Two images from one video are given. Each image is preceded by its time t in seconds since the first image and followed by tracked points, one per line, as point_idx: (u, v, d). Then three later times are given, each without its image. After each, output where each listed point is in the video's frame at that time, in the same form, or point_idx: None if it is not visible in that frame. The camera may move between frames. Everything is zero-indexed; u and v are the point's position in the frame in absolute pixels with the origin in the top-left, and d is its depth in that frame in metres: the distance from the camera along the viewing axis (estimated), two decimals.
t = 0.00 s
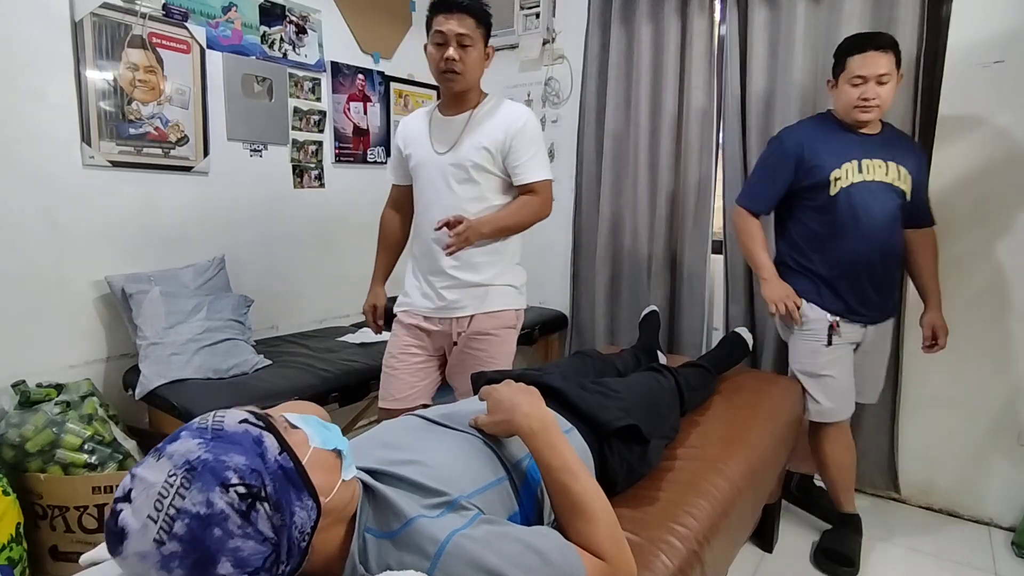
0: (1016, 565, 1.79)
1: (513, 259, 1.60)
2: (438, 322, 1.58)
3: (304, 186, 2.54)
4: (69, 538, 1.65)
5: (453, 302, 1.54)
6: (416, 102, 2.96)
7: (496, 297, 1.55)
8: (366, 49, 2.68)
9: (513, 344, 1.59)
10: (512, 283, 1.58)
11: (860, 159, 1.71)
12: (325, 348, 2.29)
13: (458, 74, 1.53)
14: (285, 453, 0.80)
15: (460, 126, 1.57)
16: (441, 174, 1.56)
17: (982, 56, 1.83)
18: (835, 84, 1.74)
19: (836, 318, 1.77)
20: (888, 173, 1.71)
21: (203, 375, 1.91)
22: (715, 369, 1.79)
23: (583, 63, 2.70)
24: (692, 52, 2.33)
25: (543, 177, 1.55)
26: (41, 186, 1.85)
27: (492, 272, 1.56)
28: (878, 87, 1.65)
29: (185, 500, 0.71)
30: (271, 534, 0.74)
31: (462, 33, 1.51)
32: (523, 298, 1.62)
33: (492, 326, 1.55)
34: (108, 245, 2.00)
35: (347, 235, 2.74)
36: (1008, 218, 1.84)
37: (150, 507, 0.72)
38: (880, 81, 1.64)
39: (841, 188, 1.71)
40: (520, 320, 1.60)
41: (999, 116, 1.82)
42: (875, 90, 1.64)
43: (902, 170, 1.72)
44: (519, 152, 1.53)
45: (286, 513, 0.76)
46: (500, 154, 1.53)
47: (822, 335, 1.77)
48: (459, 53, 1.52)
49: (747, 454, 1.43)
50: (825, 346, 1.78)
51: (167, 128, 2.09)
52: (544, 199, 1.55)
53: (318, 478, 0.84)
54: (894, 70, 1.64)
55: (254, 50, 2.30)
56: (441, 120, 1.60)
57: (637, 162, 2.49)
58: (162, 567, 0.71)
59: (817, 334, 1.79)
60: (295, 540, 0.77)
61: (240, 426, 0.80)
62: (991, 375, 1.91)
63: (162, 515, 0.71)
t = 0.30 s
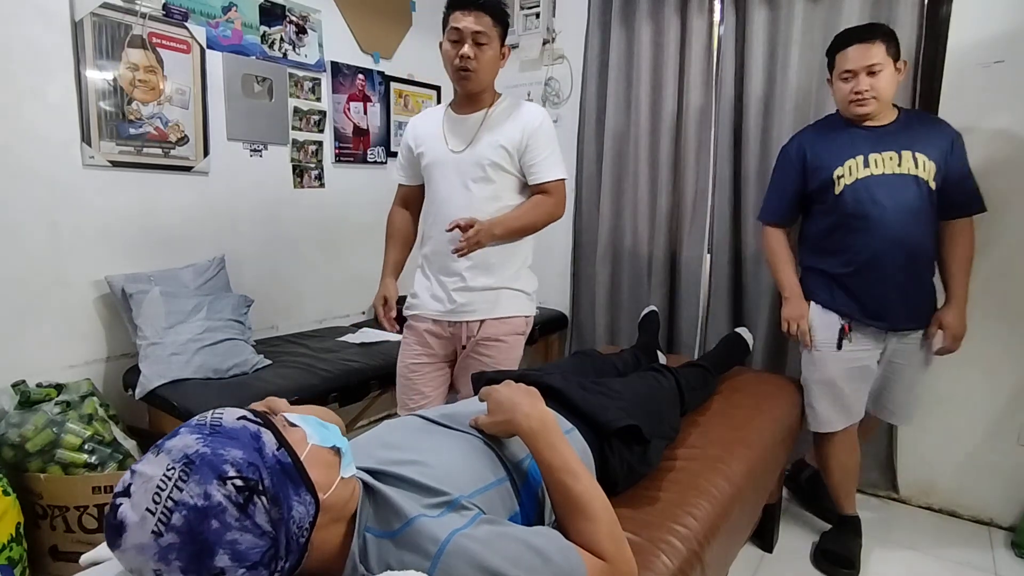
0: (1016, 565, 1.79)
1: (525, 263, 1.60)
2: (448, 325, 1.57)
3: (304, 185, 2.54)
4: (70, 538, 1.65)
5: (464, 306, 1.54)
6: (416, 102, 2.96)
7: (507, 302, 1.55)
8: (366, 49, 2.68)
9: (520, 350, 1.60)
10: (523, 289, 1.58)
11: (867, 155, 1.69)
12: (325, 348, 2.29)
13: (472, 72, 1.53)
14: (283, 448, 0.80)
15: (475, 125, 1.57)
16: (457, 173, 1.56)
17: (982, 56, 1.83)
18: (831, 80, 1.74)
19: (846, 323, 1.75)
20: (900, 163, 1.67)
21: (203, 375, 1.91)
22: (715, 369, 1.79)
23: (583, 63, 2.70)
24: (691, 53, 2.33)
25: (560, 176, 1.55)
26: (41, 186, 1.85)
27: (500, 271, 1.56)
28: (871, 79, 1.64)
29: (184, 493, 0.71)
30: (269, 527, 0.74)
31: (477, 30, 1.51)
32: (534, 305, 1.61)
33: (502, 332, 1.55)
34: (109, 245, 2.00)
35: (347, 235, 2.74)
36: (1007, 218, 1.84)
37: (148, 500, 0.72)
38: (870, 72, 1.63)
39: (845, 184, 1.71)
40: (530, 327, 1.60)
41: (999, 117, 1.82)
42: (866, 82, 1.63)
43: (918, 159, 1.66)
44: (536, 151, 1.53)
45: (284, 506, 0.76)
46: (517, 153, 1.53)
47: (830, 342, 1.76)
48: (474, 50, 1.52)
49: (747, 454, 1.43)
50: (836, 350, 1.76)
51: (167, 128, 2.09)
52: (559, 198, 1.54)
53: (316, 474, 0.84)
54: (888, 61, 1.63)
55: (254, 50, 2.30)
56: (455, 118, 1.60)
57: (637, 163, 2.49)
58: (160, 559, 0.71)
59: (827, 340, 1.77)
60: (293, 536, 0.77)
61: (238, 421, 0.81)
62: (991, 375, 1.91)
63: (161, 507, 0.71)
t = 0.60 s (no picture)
0: (1016, 565, 1.79)
1: (528, 264, 1.60)
2: (451, 327, 1.57)
3: (304, 185, 2.54)
4: (70, 538, 1.65)
5: (468, 307, 1.54)
6: (416, 101, 2.96)
7: (513, 304, 1.55)
8: (366, 48, 2.68)
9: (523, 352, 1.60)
10: (526, 290, 1.58)
11: (863, 154, 1.68)
12: (325, 348, 2.29)
13: (482, 70, 1.52)
14: (280, 449, 0.80)
15: (484, 125, 1.57)
16: (464, 172, 1.56)
17: (983, 56, 1.83)
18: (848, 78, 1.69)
19: (835, 322, 1.76)
20: (898, 161, 1.63)
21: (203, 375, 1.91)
22: (715, 370, 1.79)
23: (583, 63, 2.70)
24: (691, 53, 2.33)
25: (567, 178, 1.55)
26: (41, 186, 1.85)
27: (505, 272, 1.56)
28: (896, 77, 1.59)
29: (180, 494, 0.71)
30: (266, 529, 0.74)
31: (488, 29, 1.51)
32: (537, 306, 1.61)
33: (506, 335, 1.55)
34: (109, 245, 2.00)
35: (347, 235, 2.75)
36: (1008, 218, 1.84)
37: (145, 501, 0.72)
38: (897, 70, 1.57)
39: (841, 186, 1.71)
40: (532, 330, 1.60)
41: (999, 117, 1.82)
42: (893, 80, 1.58)
43: (920, 155, 1.61)
44: (545, 153, 1.54)
45: (281, 507, 0.76)
46: (525, 154, 1.53)
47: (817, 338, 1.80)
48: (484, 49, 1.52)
49: (747, 454, 1.43)
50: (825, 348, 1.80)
51: (167, 128, 2.09)
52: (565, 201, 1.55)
53: (314, 475, 0.83)
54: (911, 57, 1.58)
55: (254, 50, 2.30)
56: (463, 118, 1.60)
57: (637, 163, 2.49)
58: (156, 561, 0.71)
59: (816, 334, 1.82)
60: (291, 536, 0.77)
61: (235, 423, 0.81)
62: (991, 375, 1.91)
63: (157, 509, 0.71)
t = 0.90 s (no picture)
0: (1016, 564, 1.79)
1: (529, 266, 1.60)
2: (451, 327, 1.58)
3: (304, 185, 2.54)
4: (69, 538, 1.65)
5: (467, 307, 1.54)
6: (416, 101, 2.96)
7: (514, 305, 1.55)
8: (366, 49, 2.68)
9: (524, 352, 1.59)
10: (526, 292, 1.57)
11: (881, 152, 1.67)
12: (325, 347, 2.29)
13: (495, 76, 1.53)
14: (279, 457, 0.79)
15: (487, 125, 1.56)
16: (467, 173, 1.55)
17: (983, 56, 1.83)
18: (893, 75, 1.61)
19: (846, 322, 1.77)
20: (915, 161, 1.61)
21: (203, 375, 1.91)
22: (716, 370, 1.80)
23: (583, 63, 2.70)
24: (691, 53, 2.33)
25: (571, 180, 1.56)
26: (41, 186, 1.85)
27: (507, 274, 1.56)
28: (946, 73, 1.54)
29: (176, 503, 0.71)
30: (262, 537, 0.74)
31: (503, 34, 1.50)
32: (537, 307, 1.61)
33: (506, 335, 1.55)
34: (109, 245, 2.00)
35: (347, 235, 2.75)
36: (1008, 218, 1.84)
37: (142, 508, 0.72)
38: (948, 68, 1.52)
39: (855, 183, 1.72)
40: (532, 331, 1.59)
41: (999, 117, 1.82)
42: (945, 78, 1.53)
43: (937, 155, 1.58)
44: (549, 156, 1.54)
45: (277, 517, 0.76)
46: (529, 157, 1.54)
47: (830, 336, 1.81)
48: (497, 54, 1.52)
49: (747, 454, 1.43)
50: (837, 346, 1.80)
51: (167, 128, 2.09)
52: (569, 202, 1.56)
53: (312, 482, 0.82)
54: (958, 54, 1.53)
55: (254, 50, 2.30)
56: (467, 117, 1.59)
57: (637, 163, 2.49)
58: (152, 568, 0.71)
59: (829, 334, 1.82)
60: (287, 544, 0.77)
61: (235, 428, 0.80)
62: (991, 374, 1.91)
63: (153, 517, 0.71)
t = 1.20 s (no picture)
0: (1016, 564, 1.79)
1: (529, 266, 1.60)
2: (450, 326, 1.58)
3: (304, 185, 2.54)
4: (69, 538, 1.65)
5: (467, 307, 1.55)
6: (416, 101, 2.96)
7: (513, 305, 1.55)
8: (366, 49, 2.68)
9: (524, 353, 1.58)
10: (527, 292, 1.57)
11: (919, 147, 1.65)
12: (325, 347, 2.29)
13: (509, 85, 1.54)
14: (277, 447, 0.80)
15: (488, 124, 1.55)
16: (467, 172, 1.55)
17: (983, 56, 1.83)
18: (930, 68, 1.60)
19: (865, 320, 1.75)
20: (952, 157, 1.61)
21: (203, 375, 1.91)
22: (715, 370, 1.80)
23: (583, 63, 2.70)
24: (691, 53, 2.33)
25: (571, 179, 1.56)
26: (40, 186, 1.85)
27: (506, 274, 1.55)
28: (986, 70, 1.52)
29: (176, 489, 0.71)
30: (261, 525, 0.74)
31: (522, 46, 1.51)
32: (537, 307, 1.60)
33: (505, 335, 1.54)
34: (109, 245, 2.00)
35: (348, 235, 2.75)
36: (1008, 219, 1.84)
37: (142, 495, 0.72)
38: (987, 64, 1.51)
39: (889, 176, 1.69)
40: (532, 331, 1.58)
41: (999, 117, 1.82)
42: (983, 73, 1.52)
43: (976, 152, 1.58)
44: (549, 156, 1.53)
45: (275, 505, 0.76)
46: (530, 158, 1.53)
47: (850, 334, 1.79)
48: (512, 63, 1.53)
49: (747, 454, 1.43)
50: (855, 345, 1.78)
51: (167, 128, 2.09)
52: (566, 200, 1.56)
53: (310, 473, 0.86)
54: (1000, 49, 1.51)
55: (254, 50, 2.30)
56: (468, 117, 1.58)
57: (637, 163, 2.49)
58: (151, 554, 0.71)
59: (849, 332, 1.80)
60: (286, 534, 0.77)
61: (234, 420, 0.81)
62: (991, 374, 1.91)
63: (153, 503, 0.71)
